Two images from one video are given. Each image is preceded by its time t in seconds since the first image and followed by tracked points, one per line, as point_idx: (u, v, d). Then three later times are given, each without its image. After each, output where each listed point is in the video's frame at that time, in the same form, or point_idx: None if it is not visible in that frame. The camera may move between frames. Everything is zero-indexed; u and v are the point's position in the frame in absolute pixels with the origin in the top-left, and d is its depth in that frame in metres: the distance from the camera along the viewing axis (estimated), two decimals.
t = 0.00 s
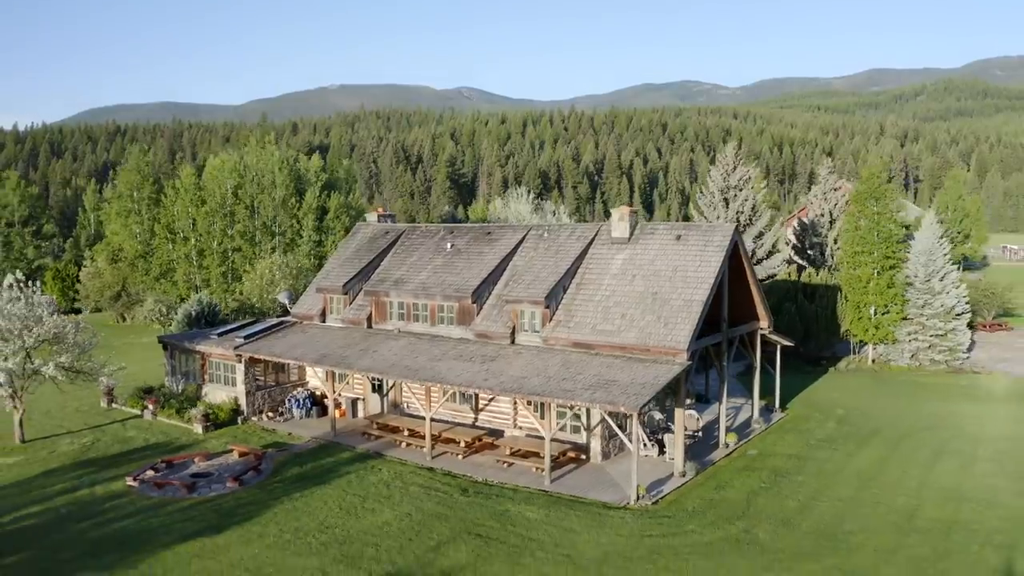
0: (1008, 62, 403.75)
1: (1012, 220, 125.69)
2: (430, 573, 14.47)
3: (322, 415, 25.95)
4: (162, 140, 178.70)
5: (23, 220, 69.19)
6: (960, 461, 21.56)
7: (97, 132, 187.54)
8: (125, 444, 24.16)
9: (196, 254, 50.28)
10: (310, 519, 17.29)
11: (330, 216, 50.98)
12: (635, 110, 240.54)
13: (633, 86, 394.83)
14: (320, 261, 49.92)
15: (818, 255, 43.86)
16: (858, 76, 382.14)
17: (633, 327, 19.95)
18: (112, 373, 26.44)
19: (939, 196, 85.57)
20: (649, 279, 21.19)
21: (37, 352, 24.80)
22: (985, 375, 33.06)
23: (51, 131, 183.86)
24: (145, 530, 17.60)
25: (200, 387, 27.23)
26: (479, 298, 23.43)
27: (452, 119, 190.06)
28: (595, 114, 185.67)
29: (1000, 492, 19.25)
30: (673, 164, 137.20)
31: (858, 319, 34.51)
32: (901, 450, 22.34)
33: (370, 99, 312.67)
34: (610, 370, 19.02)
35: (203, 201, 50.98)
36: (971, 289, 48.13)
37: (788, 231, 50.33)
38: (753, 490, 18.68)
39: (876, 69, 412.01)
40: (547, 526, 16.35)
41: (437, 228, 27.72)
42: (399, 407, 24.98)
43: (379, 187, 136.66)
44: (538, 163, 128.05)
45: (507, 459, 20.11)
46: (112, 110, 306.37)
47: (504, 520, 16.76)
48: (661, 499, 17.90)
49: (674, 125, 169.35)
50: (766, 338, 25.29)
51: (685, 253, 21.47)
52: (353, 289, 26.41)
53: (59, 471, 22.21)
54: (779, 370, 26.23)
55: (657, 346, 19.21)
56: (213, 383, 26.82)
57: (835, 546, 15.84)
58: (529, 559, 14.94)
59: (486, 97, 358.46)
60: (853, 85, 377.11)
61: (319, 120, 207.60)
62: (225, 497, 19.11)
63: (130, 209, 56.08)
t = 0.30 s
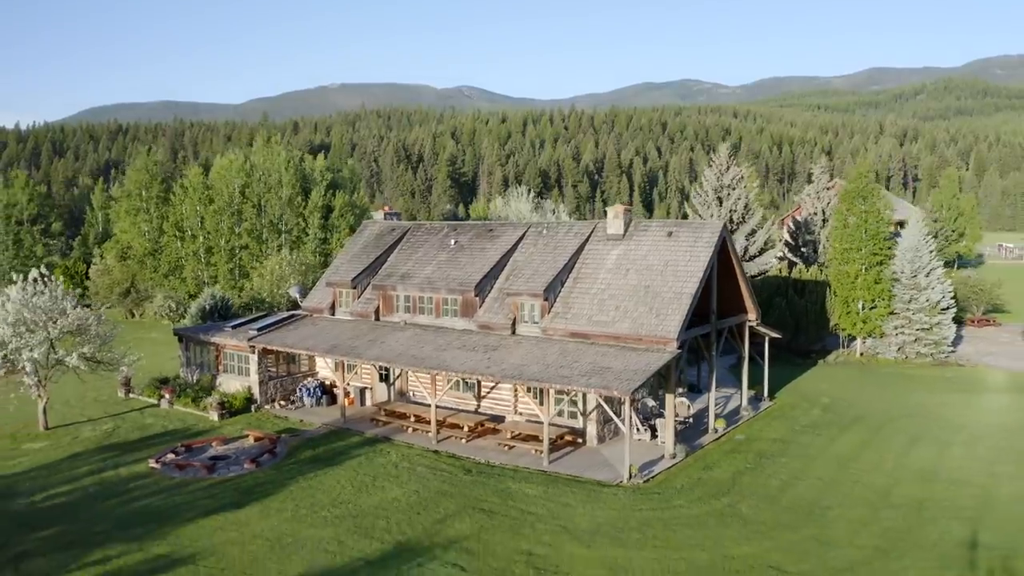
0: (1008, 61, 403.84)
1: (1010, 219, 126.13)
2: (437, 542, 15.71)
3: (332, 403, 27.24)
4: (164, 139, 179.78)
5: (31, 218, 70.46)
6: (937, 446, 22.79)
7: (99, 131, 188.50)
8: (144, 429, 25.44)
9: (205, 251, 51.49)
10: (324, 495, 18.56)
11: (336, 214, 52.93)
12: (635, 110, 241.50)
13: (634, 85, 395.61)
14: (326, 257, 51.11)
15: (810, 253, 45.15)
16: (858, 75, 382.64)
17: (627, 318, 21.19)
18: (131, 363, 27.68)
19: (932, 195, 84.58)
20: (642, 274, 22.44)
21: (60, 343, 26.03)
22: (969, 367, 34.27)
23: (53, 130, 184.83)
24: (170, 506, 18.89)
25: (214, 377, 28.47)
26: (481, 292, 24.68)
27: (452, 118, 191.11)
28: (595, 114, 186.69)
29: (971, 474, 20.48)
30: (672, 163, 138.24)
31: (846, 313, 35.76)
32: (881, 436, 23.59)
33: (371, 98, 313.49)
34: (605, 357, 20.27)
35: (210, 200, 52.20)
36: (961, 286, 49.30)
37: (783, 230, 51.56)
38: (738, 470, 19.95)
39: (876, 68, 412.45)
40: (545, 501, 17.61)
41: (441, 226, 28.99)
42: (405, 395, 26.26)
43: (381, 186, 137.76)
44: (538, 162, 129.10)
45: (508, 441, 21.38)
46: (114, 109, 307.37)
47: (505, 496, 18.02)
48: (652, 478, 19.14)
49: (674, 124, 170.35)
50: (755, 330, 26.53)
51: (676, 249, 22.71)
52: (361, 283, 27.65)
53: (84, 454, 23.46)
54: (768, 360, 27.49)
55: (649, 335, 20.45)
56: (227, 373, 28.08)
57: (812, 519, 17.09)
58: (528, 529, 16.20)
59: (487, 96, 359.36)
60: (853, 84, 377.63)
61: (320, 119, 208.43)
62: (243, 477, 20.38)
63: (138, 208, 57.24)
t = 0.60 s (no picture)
0: (1008, 60, 404.33)
1: (1008, 218, 127.22)
2: (443, 516, 16.99)
3: (341, 394, 28.57)
4: (166, 139, 181.03)
5: (40, 217, 71.78)
6: (914, 432, 24.05)
7: (102, 131, 189.74)
8: (162, 418, 26.73)
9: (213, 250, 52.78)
10: (337, 477, 19.86)
11: (341, 214, 53.83)
12: (636, 109, 242.46)
13: (634, 85, 396.71)
14: (331, 256, 52.57)
15: (804, 252, 46.01)
16: (858, 75, 383.32)
17: (620, 311, 22.47)
18: (148, 356, 28.99)
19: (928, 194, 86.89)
20: (636, 270, 23.71)
21: (80, 336, 27.31)
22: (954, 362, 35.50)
23: (56, 130, 186.07)
24: (193, 486, 20.17)
25: (228, 369, 29.76)
26: (484, 287, 25.97)
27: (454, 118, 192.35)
28: (595, 114, 187.77)
29: (944, 457, 21.73)
30: (671, 163, 139.40)
31: (836, 308, 37.00)
32: (863, 423, 24.85)
33: (371, 97, 314.63)
34: (600, 348, 21.55)
35: (218, 200, 53.54)
36: (951, 284, 50.53)
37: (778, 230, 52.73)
38: (725, 454, 21.24)
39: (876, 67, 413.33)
40: (544, 481, 18.90)
41: (445, 225, 30.27)
42: (411, 386, 27.56)
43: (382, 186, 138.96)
44: (539, 161, 130.32)
45: (508, 428, 22.66)
46: (115, 109, 308.56)
47: (506, 476, 19.31)
48: (644, 461, 20.43)
49: (674, 124, 171.52)
50: (744, 324, 27.80)
51: (668, 247, 23.97)
52: (369, 280, 28.94)
53: (107, 441, 24.75)
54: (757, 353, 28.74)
55: (641, 328, 21.72)
56: (241, 365, 29.38)
57: (792, 497, 18.38)
58: (528, 505, 17.49)
59: (487, 95, 360.47)
60: (854, 84, 378.56)
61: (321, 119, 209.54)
62: (260, 461, 21.67)
63: (147, 207, 58.55)
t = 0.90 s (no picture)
0: (1009, 60, 404.37)
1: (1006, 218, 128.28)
2: (449, 494, 18.30)
3: (349, 385, 29.86)
4: (168, 139, 182.25)
5: (48, 216, 73.06)
6: (893, 420, 25.34)
7: (105, 131, 191.01)
8: (179, 408, 28.03)
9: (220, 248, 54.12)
10: (348, 459, 21.19)
11: (346, 213, 55.27)
12: (638, 107, 243.16)
13: (635, 85, 397.72)
14: (336, 255, 54.51)
15: (798, 250, 47.18)
16: (858, 74, 384.19)
17: (615, 306, 23.75)
18: (165, 349, 30.26)
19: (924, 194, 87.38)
20: (630, 267, 25.01)
21: (102, 330, 28.57)
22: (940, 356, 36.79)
23: (59, 130, 187.36)
24: (214, 469, 21.50)
25: (240, 362, 31.07)
26: (486, 283, 27.28)
27: (455, 118, 193.57)
28: (594, 113, 188.83)
29: (918, 443, 23.04)
30: (671, 163, 140.59)
31: (825, 304, 38.18)
32: (846, 412, 26.17)
33: (372, 97, 315.71)
34: (596, 340, 22.85)
35: (226, 199, 54.79)
36: (941, 282, 51.79)
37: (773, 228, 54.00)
38: (713, 440, 22.56)
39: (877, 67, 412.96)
40: (543, 463, 20.21)
41: (448, 224, 31.56)
42: (416, 377, 28.94)
43: (384, 186, 140.27)
44: (539, 161, 131.60)
45: (510, 416, 23.98)
46: (116, 108, 309.41)
47: (507, 459, 20.63)
48: (637, 446, 21.75)
49: (674, 124, 172.71)
50: (734, 319, 29.11)
51: (660, 245, 25.26)
52: (376, 276, 30.29)
53: (128, 429, 26.04)
54: (746, 347, 30.07)
55: (634, 321, 23.01)
56: (253, 358, 30.73)
57: (774, 477, 19.68)
58: (527, 484, 18.80)
59: (488, 95, 361.54)
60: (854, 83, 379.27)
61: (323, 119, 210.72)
62: (275, 446, 22.99)
63: (155, 207, 59.86)
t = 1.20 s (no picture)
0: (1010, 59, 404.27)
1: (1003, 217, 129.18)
2: (453, 475, 19.59)
3: (356, 377, 31.17)
4: (170, 139, 183.50)
5: (56, 216, 74.43)
6: (875, 410, 26.60)
7: (106, 131, 192.20)
8: (194, 398, 29.32)
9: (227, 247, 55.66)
10: (358, 445, 22.50)
11: (350, 211, 57.31)
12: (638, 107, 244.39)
13: (635, 84, 398.80)
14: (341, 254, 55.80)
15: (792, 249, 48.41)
16: (858, 73, 384.80)
17: (610, 301, 25.03)
18: (180, 343, 31.63)
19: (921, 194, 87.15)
20: (624, 264, 26.30)
21: (119, 324, 29.99)
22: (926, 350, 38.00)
23: (61, 130, 188.55)
24: (231, 453, 22.80)
25: (252, 356, 32.42)
26: (487, 280, 28.57)
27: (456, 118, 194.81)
28: (594, 113, 189.91)
29: (896, 429, 24.30)
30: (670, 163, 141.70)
31: (815, 300, 39.50)
32: (831, 402, 27.44)
33: (373, 96, 316.81)
34: (592, 333, 24.14)
35: (233, 199, 56.12)
36: (931, 279, 53.02)
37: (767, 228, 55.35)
38: (703, 427, 23.85)
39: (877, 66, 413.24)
40: (541, 448, 21.51)
41: (451, 223, 32.86)
42: (421, 369, 30.26)
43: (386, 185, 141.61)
44: (539, 161, 132.89)
45: (510, 405, 25.27)
46: (117, 107, 310.71)
47: (508, 444, 21.93)
48: (630, 433, 23.05)
49: (674, 123, 173.98)
50: (725, 314, 30.41)
51: (653, 243, 26.55)
52: (383, 273, 31.57)
53: (147, 417, 27.36)
54: (736, 341, 31.37)
55: (628, 315, 24.29)
56: (264, 351, 32.09)
57: (757, 460, 20.99)
58: (527, 466, 20.09)
59: (487, 95, 362.50)
60: (855, 83, 380.03)
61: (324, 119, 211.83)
62: (288, 433, 24.30)
63: (163, 207, 61.24)
